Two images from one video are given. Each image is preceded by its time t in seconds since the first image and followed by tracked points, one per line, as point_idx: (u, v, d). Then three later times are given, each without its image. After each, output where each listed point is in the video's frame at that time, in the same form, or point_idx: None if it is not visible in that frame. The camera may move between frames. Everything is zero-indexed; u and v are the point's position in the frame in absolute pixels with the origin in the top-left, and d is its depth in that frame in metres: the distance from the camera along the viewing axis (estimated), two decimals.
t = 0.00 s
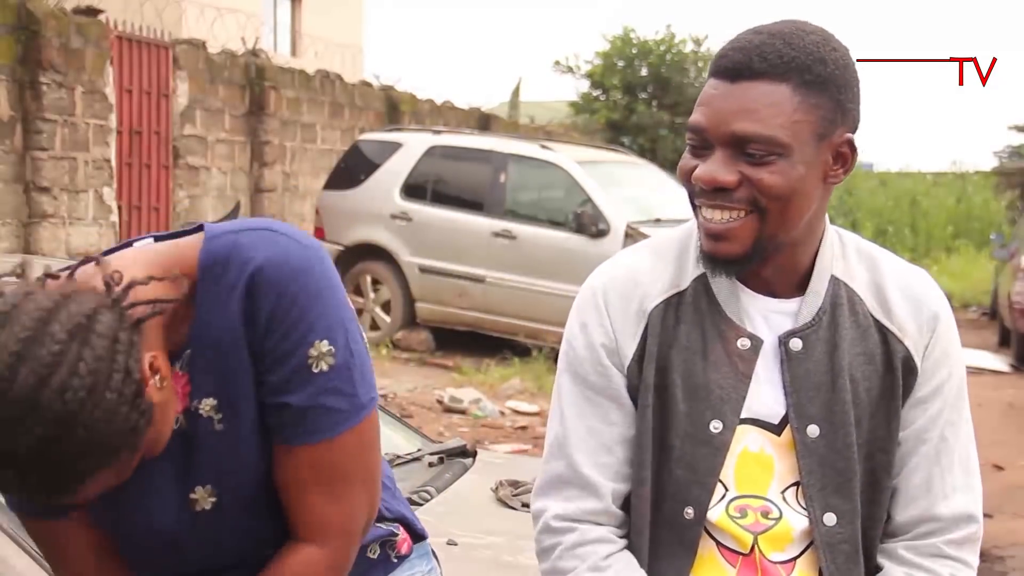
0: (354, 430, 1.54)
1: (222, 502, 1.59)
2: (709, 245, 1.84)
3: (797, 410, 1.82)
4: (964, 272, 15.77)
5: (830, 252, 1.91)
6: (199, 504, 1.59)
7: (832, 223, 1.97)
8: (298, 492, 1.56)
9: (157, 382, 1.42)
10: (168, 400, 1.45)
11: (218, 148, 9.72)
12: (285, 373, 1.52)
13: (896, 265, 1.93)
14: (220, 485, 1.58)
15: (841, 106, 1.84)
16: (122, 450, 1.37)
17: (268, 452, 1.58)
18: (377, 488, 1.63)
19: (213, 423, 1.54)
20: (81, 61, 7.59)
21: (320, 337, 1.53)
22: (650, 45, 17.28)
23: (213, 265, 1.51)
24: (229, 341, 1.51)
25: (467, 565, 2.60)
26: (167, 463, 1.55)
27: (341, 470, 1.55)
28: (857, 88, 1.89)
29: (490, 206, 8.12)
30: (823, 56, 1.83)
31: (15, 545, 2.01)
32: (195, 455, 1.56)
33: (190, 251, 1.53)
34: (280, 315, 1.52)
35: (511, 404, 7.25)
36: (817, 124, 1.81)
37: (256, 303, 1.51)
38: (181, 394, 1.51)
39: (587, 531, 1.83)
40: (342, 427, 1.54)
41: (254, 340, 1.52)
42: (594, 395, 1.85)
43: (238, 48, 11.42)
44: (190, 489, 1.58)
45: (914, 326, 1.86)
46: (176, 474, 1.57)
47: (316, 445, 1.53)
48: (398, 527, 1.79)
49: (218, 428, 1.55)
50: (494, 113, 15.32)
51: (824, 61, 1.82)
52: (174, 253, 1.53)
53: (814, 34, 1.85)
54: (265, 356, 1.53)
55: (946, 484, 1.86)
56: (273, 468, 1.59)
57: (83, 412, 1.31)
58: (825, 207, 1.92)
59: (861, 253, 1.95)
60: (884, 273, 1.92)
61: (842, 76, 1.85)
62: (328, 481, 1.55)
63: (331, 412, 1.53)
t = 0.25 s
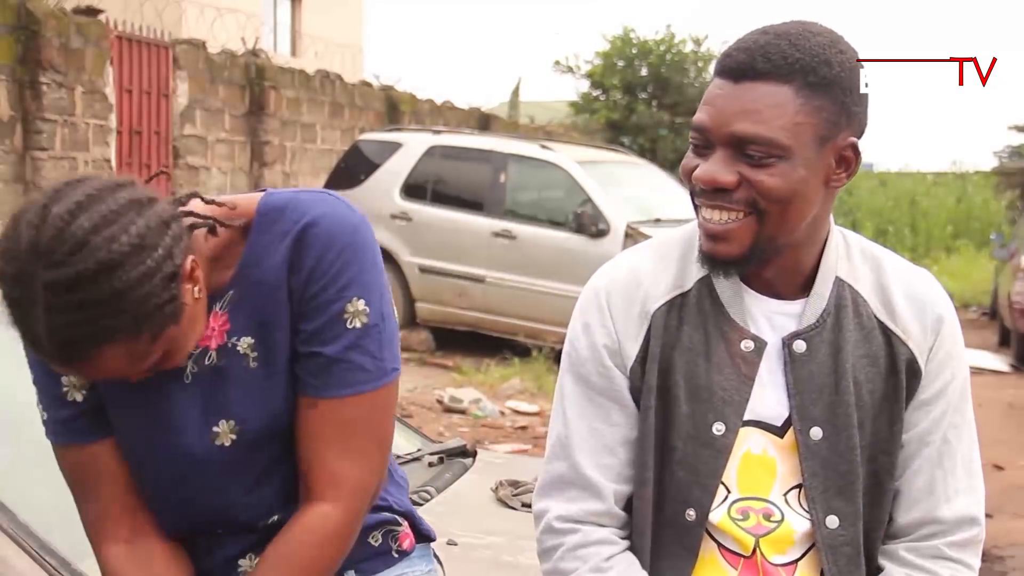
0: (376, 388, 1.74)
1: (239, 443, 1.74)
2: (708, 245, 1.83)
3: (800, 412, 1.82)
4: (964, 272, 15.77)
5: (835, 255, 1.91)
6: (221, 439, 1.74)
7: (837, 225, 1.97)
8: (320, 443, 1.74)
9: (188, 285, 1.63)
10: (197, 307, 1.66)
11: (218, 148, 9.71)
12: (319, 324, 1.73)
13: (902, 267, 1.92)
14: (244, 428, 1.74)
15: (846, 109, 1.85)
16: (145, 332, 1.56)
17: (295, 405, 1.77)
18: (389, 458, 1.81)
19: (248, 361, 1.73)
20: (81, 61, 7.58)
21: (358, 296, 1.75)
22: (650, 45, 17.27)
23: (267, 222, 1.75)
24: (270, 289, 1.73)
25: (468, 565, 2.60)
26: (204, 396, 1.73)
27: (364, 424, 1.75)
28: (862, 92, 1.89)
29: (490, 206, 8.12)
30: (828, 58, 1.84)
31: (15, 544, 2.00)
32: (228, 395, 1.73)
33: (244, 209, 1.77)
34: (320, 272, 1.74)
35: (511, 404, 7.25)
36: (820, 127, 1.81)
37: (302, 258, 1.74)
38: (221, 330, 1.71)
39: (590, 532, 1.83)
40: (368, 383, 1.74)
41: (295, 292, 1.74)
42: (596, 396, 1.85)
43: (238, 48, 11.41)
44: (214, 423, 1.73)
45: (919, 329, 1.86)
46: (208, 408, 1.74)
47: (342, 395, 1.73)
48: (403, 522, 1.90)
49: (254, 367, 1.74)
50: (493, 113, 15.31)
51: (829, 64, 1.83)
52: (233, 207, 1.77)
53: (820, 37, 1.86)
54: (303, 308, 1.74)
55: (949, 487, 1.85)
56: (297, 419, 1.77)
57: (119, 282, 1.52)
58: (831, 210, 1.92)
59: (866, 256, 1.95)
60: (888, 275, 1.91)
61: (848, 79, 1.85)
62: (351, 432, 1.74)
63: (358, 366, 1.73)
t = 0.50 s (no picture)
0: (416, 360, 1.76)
1: (261, 399, 1.72)
2: (697, 241, 1.84)
3: (797, 411, 1.82)
4: (964, 272, 15.78)
5: (830, 253, 1.91)
6: (243, 394, 1.72)
7: (832, 224, 1.97)
8: (359, 410, 1.75)
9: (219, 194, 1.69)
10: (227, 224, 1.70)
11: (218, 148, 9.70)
12: (362, 290, 1.75)
13: (898, 266, 1.92)
14: (271, 390, 1.72)
15: (838, 108, 1.84)
16: (171, 218, 1.61)
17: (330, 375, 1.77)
18: (425, 438, 1.82)
19: (277, 322, 1.73)
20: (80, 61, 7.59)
21: (401, 267, 1.77)
22: (650, 45, 17.29)
23: (314, 191, 1.80)
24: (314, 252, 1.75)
25: (468, 565, 2.60)
26: (237, 352, 1.72)
27: (404, 393, 1.76)
28: (856, 92, 1.88)
29: (490, 206, 8.11)
30: (820, 57, 1.83)
31: (15, 544, 2.00)
32: (256, 352, 1.72)
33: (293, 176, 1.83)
34: (365, 239, 1.77)
35: (511, 404, 7.24)
36: (811, 125, 1.81)
37: (346, 225, 1.77)
38: (256, 288, 1.73)
39: (588, 533, 1.84)
40: (411, 353, 1.76)
41: (336, 259, 1.76)
42: (593, 396, 1.85)
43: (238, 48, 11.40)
44: (238, 378, 1.72)
45: (915, 328, 1.86)
46: (235, 364, 1.72)
47: (384, 363, 1.74)
48: (407, 519, 1.90)
49: (283, 328, 1.73)
50: (493, 113, 15.32)
51: (821, 62, 1.83)
52: (279, 178, 1.84)
53: (814, 35, 1.85)
54: (346, 274, 1.76)
55: (948, 485, 1.86)
56: (331, 390, 1.77)
57: (148, 156, 1.61)
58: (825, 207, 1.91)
59: (862, 254, 1.94)
60: (884, 274, 1.91)
61: (840, 79, 1.85)
62: (392, 401, 1.76)
63: (401, 333, 1.75)
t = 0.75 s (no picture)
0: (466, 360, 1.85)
1: (299, 372, 1.76)
2: (679, 231, 1.86)
3: (791, 409, 1.83)
4: (964, 272, 15.78)
5: (824, 252, 1.91)
6: (282, 365, 1.76)
7: (827, 223, 1.98)
8: (410, 404, 1.82)
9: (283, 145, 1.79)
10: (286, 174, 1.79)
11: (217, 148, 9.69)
12: (424, 289, 1.83)
13: (893, 263, 1.93)
14: (313, 365, 1.76)
15: (826, 107, 1.85)
16: (238, 146, 1.70)
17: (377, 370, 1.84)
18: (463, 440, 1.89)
19: (324, 305, 1.78)
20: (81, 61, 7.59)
21: (456, 272, 1.88)
22: (650, 45, 17.30)
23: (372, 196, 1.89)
24: (374, 248, 1.84)
25: (467, 565, 2.59)
26: (283, 329, 1.76)
27: (453, 390, 1.85)
28: (847, 93, 1.89)
29: (490, 206, 8.11)
30: (811, 55, 1.85)
31: (15, 544, 1.99)
32: (300, 328, 1.76)
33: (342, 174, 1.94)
34: (424, 243, 1.86)
35: (511, 404, 7.24)
36: (795, 122, 1.82)
37: (406, 227, 1.86)
38: (305, 272, 1.80)
39: (585, 532, 1.84)
40: (461, 354, 1.85)
41: (395, 259, 1.84)
42: (589, 395, 1.87)
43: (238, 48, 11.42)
44: (280, 350, 1.76)
45: (910, 325, 1.86)
46: (279, 337, 1.76)
47: (440, 360, 1.83)
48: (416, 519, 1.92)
49: (330, 311, 1.78)
50: (493, 113, 15.32)
51: (811, 60, 1.84)
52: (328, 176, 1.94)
53: (807, 34, 1.87)
54: (406, 274, 1.84)
55: (945, 482, 1.85)
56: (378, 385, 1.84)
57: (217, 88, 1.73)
58: (816, 206, 1.92)
59: (855, 252, 1.95)
60: (878, 271, 1.91)
61: (830, 78, 1.86)
62: (444, 397, 1.84)
63: (453, 332, 1.85)
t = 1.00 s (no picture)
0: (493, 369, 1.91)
1: (332, 354, 1.81)
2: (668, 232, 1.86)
3: (787, 409, 1.83)
4: (964, 272, 15.79)
5: (818, 251, 1.92)
6: (318, 346, 1.81)
7: (821, 223, 1.98)
8: (441, 402, 1.86)
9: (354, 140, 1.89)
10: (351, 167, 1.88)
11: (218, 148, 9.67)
12: (462, 294, 1.90)
13: (888, 262, 1.93)
14: (347, 348, 1.82)
15: (814, 107, 1.85)
16: (319, 122, 1.80)
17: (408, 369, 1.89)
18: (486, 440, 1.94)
19: (362, 295, 1.85)
20: (81, 61, 7.59)
21: (491, 285, 1.95)
22: (650, 45, 17.32)
23: (413, 209, 1.95)
24: (414, 250, 1.90)
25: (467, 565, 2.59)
26: (321, 312, 1.83)
27: (481, 391, 1.90)
28: (836, 93, 1.89)
29: (490, 206, 8.11)
30: (799, 56, 1.85)
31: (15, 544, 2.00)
32: (337, 312, 1.83)
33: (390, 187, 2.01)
34: (464, 252, 1.94)
35: (511, 404, 7.23)
36: (782, 122, 1.82)
37: (448, 236, 1.94)
38: (345, 266, 1.87)
39: (583, 532, 1.84)
40: (491, 362, 1.91)
41: (438, 263, 1.91)
42: (586, 395, 1.88)
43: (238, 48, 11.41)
44: (315, 333, 1.82)
45: (905, 324, 1.86)
46: (316, 319, 1.82)
47: (471, 362, 1.89)
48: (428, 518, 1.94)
49: (366, 301, 1.85)
50: (493, 113, 15.33)
51: (799, 61, 1.84)
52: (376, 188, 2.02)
53: (795, 35, 1.87)
54: (447, 278, 1.91)
55: (942, 480, 1.85)
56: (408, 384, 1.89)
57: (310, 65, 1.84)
58: (809, 206, 1.92)
59: (850, 252, 1.95)
60: (873, 271, 1.91)
61: (818, 78, 1.86)
62: (474, 399, 1.89)
63: (484, 338, 1.91)
